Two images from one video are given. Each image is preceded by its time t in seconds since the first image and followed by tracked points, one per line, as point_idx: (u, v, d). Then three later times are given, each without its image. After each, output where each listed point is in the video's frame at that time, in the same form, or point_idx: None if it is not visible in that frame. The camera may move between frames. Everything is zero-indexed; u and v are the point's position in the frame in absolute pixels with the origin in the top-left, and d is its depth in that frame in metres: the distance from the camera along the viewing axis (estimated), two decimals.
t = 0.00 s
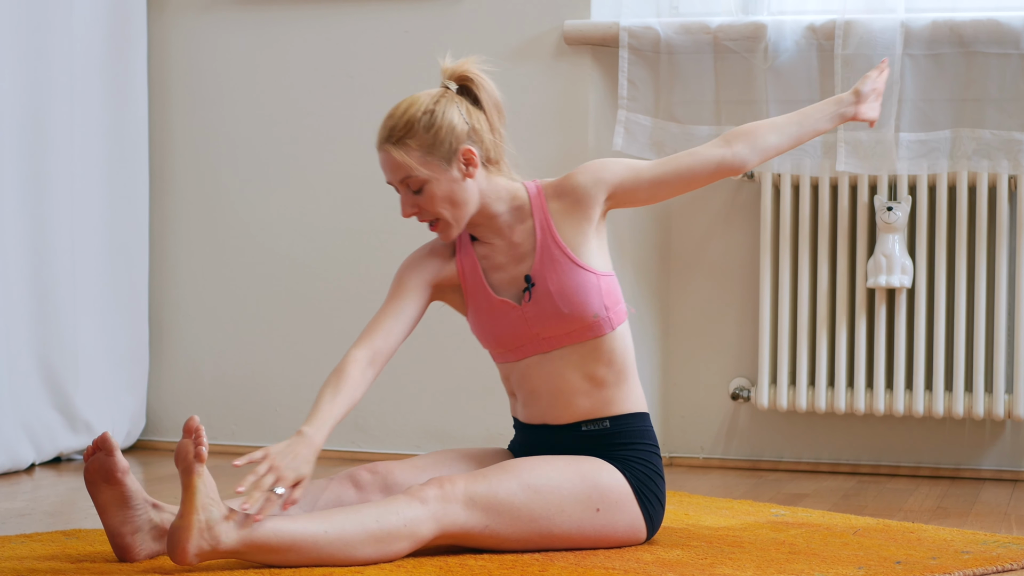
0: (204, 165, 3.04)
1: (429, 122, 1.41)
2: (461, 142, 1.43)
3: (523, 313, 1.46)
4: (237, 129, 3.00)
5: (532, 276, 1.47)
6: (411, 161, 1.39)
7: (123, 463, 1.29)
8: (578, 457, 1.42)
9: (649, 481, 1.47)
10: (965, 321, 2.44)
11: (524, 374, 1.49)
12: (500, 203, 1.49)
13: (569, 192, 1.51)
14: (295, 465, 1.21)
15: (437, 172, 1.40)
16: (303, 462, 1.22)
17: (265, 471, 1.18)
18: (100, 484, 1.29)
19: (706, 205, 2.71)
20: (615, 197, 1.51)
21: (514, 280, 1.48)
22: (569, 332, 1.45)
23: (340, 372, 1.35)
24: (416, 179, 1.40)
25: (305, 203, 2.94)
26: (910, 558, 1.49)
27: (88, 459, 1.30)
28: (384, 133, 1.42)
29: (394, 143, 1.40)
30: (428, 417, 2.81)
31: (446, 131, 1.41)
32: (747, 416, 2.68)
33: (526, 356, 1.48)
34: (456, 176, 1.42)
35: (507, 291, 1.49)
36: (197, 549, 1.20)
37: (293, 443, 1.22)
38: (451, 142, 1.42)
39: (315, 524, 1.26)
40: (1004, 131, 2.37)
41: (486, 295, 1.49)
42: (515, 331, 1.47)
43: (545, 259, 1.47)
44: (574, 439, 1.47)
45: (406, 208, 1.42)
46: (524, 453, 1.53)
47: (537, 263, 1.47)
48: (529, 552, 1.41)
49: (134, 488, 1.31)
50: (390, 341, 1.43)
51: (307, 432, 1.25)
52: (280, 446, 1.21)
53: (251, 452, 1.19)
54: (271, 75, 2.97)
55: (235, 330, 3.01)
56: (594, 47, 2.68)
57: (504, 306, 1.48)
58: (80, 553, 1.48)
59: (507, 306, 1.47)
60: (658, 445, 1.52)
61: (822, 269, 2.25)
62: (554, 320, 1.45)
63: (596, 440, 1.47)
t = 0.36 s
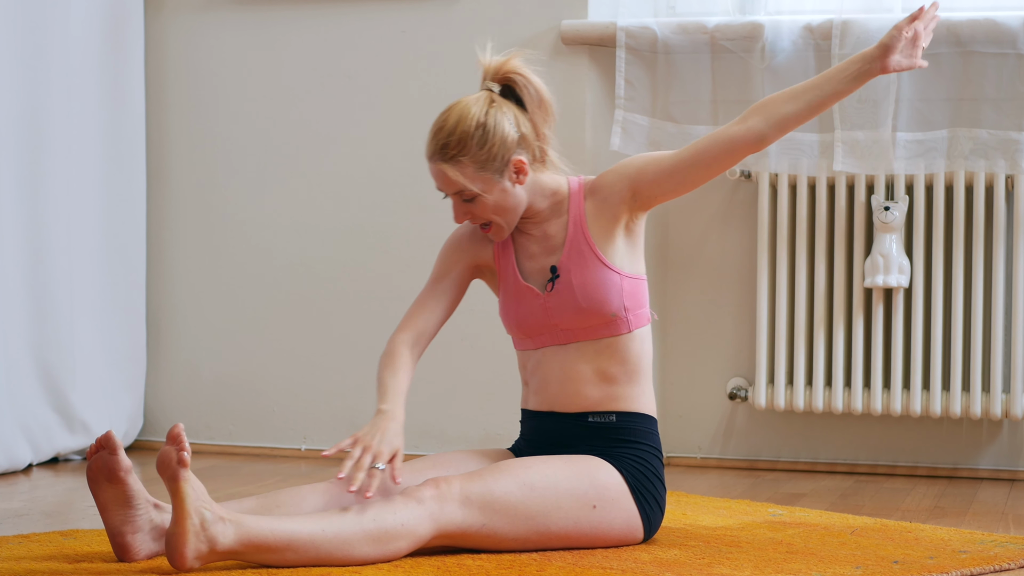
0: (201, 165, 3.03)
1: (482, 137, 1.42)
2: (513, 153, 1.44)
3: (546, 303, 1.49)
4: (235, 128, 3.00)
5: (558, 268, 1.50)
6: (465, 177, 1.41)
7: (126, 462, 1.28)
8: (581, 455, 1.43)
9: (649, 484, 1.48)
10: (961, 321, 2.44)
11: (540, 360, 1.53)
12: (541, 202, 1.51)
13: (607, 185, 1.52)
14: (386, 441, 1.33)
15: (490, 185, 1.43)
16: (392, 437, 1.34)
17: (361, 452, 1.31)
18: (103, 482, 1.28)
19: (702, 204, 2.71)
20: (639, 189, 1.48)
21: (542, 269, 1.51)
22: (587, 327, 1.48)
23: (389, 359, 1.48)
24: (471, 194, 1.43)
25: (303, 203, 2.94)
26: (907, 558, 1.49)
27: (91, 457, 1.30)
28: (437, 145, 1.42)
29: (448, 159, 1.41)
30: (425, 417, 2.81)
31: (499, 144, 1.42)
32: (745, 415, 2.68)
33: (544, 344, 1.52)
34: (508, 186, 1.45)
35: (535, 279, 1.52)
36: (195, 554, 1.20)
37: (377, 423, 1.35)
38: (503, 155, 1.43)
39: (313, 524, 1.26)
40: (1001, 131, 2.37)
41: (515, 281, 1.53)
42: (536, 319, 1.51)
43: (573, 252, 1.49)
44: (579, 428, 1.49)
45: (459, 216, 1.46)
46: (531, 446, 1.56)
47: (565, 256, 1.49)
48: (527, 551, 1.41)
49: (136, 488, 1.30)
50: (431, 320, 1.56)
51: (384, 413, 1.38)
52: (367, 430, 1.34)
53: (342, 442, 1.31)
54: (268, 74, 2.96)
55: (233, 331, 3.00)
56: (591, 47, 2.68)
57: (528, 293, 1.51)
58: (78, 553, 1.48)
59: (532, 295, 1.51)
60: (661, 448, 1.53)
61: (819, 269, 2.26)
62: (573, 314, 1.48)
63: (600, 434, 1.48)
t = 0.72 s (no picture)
0: (199, 164, 3.03)
1: (551, 104, 1.49)
2: (575, 127, 1.51)
3: (556, 293, 1.53)
4: (233, 127, 3.00)
5: (574, 262, 1.54)
6: (530, 140, 1.47)
7: (127, 463, 1.28)
8: (580, 454, 1.43)
9: (649, 485, 1.48)
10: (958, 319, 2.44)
11: (542, 353, 1.56)
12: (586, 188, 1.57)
13: (638, 210, 1.53)
14: (432, 424, 1.46)
15: (551, 153, 1.48)
16: (439, 422, 1.46)
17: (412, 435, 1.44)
18: (103, 482, 1.28)
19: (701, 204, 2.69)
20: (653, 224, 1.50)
21: (559, 260, 1.56)
22: (591, 324, 1.51)
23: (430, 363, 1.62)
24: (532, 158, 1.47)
25: (301, 202, 2.93)
26: (906, 557, 1.49)
27: (92, 456, 1.29)
28: (507, 105, 1.48)
29: (515, 121, 1.47)
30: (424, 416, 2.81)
31: (564, 115, 1.49)
32: (743, 415, 2.68)
33: (548, 336, 1.55)
34: (566, 158, 1.50)
35: (553, 268, 1.57)
36: (199, 559, 1.21)
37: (422, 412, 1.48)
38: (568, 126, 1.50)
39: (313, 525, 1.24)
40: (999, 130, 2.38)
41: (535, 266, 1.59)
42: (543, 309, 1.54)
43: (591, 250, 1.53)
44: (580, 425, 1.50)
45: (513, 180, 1.49)
46: (532, 441, 1.56)
47: (583, 252, 1.54)
48: (525, 551, 1.41)
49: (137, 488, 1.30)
50: (470, 324, 1.69)
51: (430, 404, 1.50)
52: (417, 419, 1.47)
53: (393, 432, 1.44)
54: (267, 74, 2.96)
55: (231, 330, 3.00)
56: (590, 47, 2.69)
57: (543, 282, 1.56)
58: (76, 552, 1.48)
59: (546, 283, 1.56)
60: (662, 449, 1.53)
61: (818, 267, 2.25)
62: (577, 309, 1.51)
63: (600, 433, 1.49)
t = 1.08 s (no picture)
0: (198, 165, 3.03)
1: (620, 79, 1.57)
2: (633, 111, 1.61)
3: (561, 286, 1.54)
4: (232, 128, 3.00)
5: (583, 256, 1.55)
6: (616, 91, 1.53)
7: (126, 464, 1.27)
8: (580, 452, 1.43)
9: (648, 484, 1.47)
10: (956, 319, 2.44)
11: (543, 347, 1.56)
12: (615, 183, 1.59)
13: (647, 241, 1.52)
14: (405, 441, 1.56)
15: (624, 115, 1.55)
16: (412, 439, 1.56)
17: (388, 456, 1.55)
18: (103, 483, 1.27)
19: (699, 204, 2.69)
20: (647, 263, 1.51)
21: (568, 254, 1.57)
22: (594, 320, 1.52)
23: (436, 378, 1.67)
24: (608, 106, 1.53)
25: (300, 203, 2.93)
26: (905, 558, 1.49)
27: (90, 458, 1.28)
28: (591, 63, 1.56)
29: (603, 75, 1.54)
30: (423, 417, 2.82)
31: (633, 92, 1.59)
32: (743, 415, 2.68)
33: (549, 330, 1.56)
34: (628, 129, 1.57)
35: (561, 261, 1.58)
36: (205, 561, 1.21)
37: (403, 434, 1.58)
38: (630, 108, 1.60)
39: (315, 523, 1.25)
40: (998, 131, 2.38)
41: (541, 257, 1.60)
42: (547, 302, 1.55)
43: (602, 247, 1.54)
44: (579, 425, 1.50)
45: (592, 125, 1.51)
46: (532, 440, 1.56)
47: (594, 247, 1.55)
48: (525, 552, 1.41)
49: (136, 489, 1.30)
50: (478, 331, 1.71)
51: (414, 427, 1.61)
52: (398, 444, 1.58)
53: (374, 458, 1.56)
54: (266, 74, 2.96)
55: (230, 331, 3.00)
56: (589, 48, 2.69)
57: (548, 275, 1.57)
58: (76, 553, 1.48)
59: (551, 275, 1.57)
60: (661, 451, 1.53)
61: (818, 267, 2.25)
62: (582, 303, 1.52)
63: (600, 432, 1.48)
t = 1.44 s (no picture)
0: (202, 166, 3.04)
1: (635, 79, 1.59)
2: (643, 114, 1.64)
3: (572, 291, 1.54)
4: (236, 129, 3.00)
5: (595, 262, 1.55)
6: (634, 88, 1.56)
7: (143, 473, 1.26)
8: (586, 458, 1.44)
9: (650, 486, 1.47)
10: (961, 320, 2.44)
11: (552, 352, 1.56)
12: (624, 189, 1.60)
13: (665, 254, 1.53)
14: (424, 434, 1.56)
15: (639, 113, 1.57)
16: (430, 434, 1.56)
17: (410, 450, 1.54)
18: (118, 489, 1.27)
19: (702, 205, 2.70)
20: (669, 281, 1.53)
21: (578, 260, 1.57)
22: (606, 327, 1.52)
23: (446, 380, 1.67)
24: (626, 102, 1.55)
25: (305, 204, 2.94)
26: (909, 559, 1.49)
27: (105, 463, 1.27)
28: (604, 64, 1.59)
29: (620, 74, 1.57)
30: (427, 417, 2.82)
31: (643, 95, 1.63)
32: (746, 416, 2.68)
33: (559, 335, 1.56)
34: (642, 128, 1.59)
35: (571, 267, 1.58)
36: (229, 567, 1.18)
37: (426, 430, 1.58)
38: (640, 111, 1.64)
39: (336, 531, 1.24)
40: (1002, 132, 2.38)
41: (551, 261, 1.60)
42: (558, 307, 1.55)
43: (615, 253, 1.54)
44: (582, 427, 1.50)
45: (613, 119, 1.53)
46: (536, 443, 1.56)
47: (607, 253, 1.55)
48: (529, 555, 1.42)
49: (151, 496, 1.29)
50: (487, 333, 1.71)
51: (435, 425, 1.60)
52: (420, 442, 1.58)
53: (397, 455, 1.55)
54: (270, 75, 2.97)
55: (234, 332, 3.01)
56: (592, 49, 2.69)
57: (559, 279, 1.57)
58: (80, 554, 1.49)
59: (563, 279, 1.57)
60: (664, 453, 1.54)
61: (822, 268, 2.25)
62: (594, 309, 1.52)
63: (604, 432, 1.49)
